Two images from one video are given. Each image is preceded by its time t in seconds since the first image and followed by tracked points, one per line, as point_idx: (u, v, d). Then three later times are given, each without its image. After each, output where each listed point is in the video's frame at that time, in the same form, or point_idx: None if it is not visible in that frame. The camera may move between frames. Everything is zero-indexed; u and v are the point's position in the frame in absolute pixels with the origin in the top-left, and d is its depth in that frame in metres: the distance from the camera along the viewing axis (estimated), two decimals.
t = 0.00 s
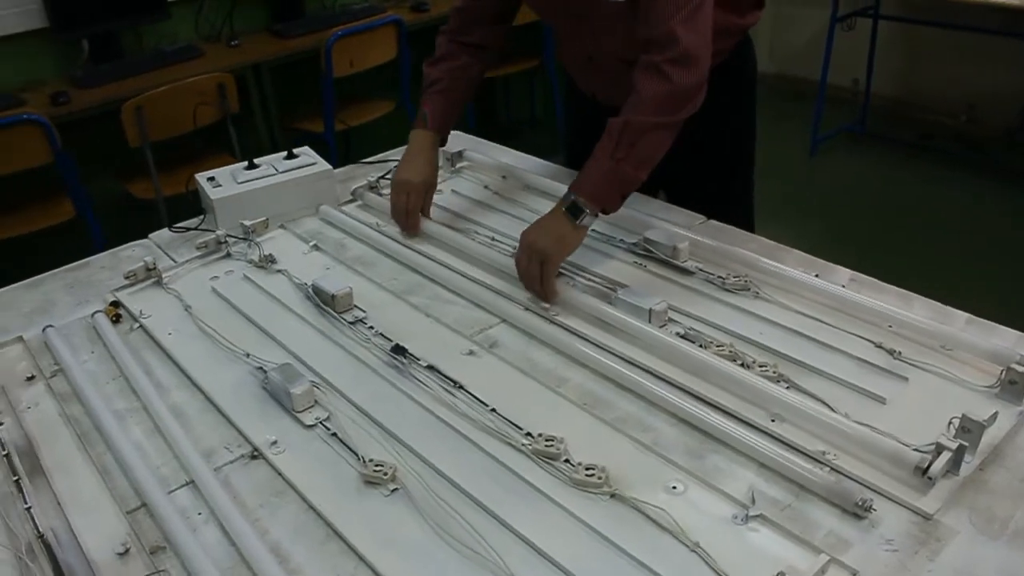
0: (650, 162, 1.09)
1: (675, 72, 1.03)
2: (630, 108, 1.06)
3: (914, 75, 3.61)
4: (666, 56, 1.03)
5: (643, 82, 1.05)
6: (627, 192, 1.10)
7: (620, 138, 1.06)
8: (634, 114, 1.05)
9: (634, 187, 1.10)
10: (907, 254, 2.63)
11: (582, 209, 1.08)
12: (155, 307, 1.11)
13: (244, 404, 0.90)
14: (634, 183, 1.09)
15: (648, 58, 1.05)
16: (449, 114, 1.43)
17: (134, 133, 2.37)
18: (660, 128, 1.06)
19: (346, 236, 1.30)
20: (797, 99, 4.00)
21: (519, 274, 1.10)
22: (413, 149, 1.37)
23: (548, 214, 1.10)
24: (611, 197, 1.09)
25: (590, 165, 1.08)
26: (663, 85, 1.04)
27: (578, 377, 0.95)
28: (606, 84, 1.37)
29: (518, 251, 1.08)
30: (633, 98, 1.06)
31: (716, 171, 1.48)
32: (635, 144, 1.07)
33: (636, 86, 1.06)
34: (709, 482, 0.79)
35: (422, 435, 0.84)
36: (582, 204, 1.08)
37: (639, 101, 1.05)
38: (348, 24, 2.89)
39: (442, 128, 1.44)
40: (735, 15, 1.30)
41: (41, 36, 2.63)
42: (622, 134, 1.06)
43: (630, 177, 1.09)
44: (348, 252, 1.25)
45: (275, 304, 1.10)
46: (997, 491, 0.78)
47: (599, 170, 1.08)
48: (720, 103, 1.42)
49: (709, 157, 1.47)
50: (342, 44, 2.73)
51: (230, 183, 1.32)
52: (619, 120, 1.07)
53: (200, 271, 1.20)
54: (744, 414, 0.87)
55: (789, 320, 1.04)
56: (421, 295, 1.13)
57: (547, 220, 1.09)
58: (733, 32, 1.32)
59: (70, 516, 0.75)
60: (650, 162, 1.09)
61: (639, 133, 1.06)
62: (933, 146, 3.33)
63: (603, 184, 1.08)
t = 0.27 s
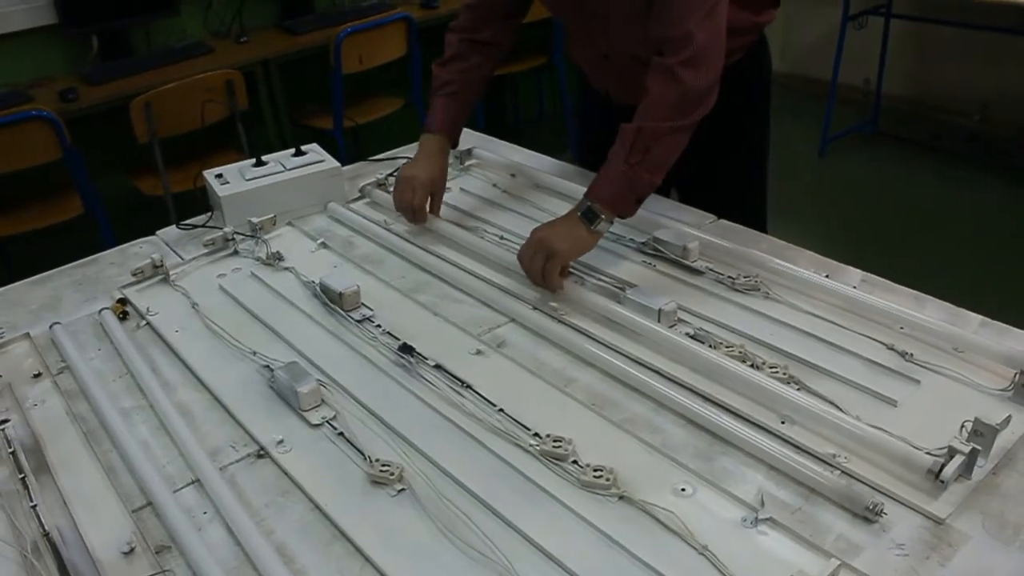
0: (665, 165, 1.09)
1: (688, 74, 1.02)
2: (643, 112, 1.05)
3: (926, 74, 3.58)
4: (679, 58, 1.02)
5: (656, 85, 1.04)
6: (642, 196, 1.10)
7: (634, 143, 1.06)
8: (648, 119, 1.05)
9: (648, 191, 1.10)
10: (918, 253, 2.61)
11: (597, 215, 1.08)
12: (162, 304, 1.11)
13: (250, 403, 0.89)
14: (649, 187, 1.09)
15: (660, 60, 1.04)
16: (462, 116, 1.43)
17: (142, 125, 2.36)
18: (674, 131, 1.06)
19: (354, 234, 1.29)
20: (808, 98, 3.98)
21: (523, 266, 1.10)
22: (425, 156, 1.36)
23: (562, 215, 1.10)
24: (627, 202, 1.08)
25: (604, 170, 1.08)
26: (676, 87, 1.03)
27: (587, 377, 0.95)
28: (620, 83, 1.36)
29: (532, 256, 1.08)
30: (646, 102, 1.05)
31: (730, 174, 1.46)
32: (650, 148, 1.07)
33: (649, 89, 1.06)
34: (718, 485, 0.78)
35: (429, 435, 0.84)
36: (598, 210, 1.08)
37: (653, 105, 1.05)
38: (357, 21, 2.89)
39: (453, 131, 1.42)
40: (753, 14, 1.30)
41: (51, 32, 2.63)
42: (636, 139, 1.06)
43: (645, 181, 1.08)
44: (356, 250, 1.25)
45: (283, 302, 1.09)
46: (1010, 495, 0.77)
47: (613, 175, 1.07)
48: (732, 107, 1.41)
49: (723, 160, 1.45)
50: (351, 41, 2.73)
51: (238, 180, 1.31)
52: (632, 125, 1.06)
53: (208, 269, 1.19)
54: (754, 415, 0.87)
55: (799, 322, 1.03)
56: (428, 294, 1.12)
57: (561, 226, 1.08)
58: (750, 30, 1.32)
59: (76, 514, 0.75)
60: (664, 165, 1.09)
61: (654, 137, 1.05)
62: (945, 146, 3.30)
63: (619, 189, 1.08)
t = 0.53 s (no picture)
0: (675, 160, 1.06)
1: (703, 69, 1.00)
2: (657, 104, 1.03)
3: (933, 67, 3.56)
4: (695, 53, 1.00)
5: (670, 79, 1.02)
6: (650, 190, 1.07)
7: (647, 136, 1.03)
8: (661, 111, 1.02)
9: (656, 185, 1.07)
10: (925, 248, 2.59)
11: (605, 208, 1.05)
12: (165, 299, 1.10)
13: (254, 399, 0.89)
14: (657, 181, 1.07)
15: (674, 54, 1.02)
16: (467, 108, 1.42)
17: (145, 122, 2.37)
18: (687, 126, 1.04)
19: (358, 229, 1.28)
20: (813, 91, 3.95)
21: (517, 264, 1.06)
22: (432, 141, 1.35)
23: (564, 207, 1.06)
24: (635, 195, 1.06)
25: (613, 161, 1.05)
26: (691, 81, 1.01)
27: (592, 373, 0.94)
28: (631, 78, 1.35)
29: (533, 252, 1.04)
30: (659, 94, 1.03)
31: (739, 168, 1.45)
32: (662, 141, 1.04)
33: (662, 82, 1.03)
34: (725, 482, 0.77)
35: (434, 430, 0.83)
36: (606, 203, 1.05)
37: (667, 97, 1.02)
38: (361, 14, 2.87)
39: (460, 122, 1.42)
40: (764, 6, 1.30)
41: (54, 26, 2.63)
42: (649, 131, 1.03)
43: (654, 176, 1.06)
44: (360, 245, 1.24)
45: (286, 297, 1.09)
46: (1021, 492, 0.76)
47: (623, 168, 1.04)
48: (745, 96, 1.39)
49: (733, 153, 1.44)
50: (355, 34, 2.71)
51: (241, 174, 1.31)
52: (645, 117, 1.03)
53: (211, 263, 1.19)
54: (760, 411, 0.86)
55: (807, 317, 1.02)
56: (433, 289, 1.12)
57: (565, 219, 1.04)
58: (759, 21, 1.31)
59: (78, 511, 0.75)
60: (674, 159, 1.06)
61: (668, 130, 1.03)
62: (952, 139, 3.28)
63: (629, 183, 1.05)
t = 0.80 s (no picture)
0: (658, 160, 1.01)
1: (674, 62, 0.95)
2: (631, 106, 0.97)
3: (934, 61, 3.54)
4: (664, 46, 0.95)
5: (641, 76, 0.96)
6: (639, 193, 1.02)
7: (624, 140, 0.98)
8: (636, 112, 0.97)
9: (642, 190, 1.02)
10: (927, 243, 2.58)
11: (592, 225, 1.00)
12: (165, 297, 1.10)
13: (254, 398, 0.89)
14: (642, 186, 1.01)
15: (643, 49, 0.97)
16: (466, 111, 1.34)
17: (145, 120, 2.36)
18: (663, 124, 0.98)
19: (358, 226, 1.28)
20: (814, 86, 3.94)
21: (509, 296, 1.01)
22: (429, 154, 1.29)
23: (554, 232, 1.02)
24: (620, 203, 1.01)
25: (594, 173, 1.00)
26: (661, 76, 0.96)
27: (594, 370, 0.94)
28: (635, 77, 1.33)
29: (526, 284, 0.99)
30: (632, 93, 0.97)
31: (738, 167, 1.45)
32: (641, 144, 0.99)
33: (631, 80, 0.98)
34: (729, 479, 0.77)
35: (436, 428, 0.83)
36: (591, 217, 1.00)
37: (639, 96, 0.97)
38: (360, 10, 2.86)
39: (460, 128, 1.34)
40: None
41: (52, 23, 2.62)
42: (626, 136, 0.98)
43: (638, 180, 1.01)
44: (360, 242, 1.23)
45: (286, 295, 1.08)
46: None
47: (604, 177, 1.00)
48: (743, 98, 1.39)
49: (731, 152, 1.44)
50: (354, 30, 2.70)
51: (240, 171, 1.30)
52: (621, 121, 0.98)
53: (211, 261, 1.18)
54: (764, 408, 0.85)
55: (810, 313, 1.02)
56: (433, 286, 1.11)
57: (554, 244, 1.00)
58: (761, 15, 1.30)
59: (79, 511, 0.75)
60: (658, 159, 1.01)
61: (644, 132, 0.97)
62: (954, 134, 3.27)
63: (613, 191, 1.00)
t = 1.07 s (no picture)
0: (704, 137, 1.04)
1: (739, 48, 0.98)
2: (692, 82, 1.00)
3: (934, 59, 3.54)
4: (729, 30, 0.98)
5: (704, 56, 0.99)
6: (677, 166, 1.06)
7: (678, 115, 1.01)
8: (695, 90, 1.00)
9: (681, 163, 1.06)
10: (928, 241, 2.58)
11: (624, 177, 1.03)
12: (164, 295, 1.09)
13: (254, 397, 0.88)
14: (683, 159, 1.05)
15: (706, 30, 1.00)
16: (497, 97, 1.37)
17: (145, 118, 2.36)
18: (718, 104, 1.01)
19: (357, 224, 1.28)
20: (814, 84, 3.94)
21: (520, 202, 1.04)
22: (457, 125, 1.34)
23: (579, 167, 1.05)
24: (660, 169, 1.04)
25: (642, 139, 1.03)
26: (725, 58, 0.99)
27: (594, 369, 0.93)
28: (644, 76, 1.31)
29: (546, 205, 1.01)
30: (693, 70, 1.00)
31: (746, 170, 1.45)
32: (692, 120, 1.02)
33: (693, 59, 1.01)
34: (730, 478, 0.76)
35: (436, 427, 0.83)
36: (628, 175, 1.03)
37: (700, 74, 0.99)
38: (360, 8, 2.86)
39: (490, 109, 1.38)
40: None
41: (51, 21, 2.61)
42: (682, 111, 1.01)
43: (682, 154, 1.04)
44: (360, 240, 1.23)
45: (286, 293, 1.08)
46: None
47: (652, 144, 1.02)
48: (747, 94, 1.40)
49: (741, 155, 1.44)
50: (354, 27, 2.70)
51: (240, 169, 1.30)
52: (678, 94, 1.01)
53: (211, 259, 1.18)
54: (765, 406, 0.85)
55: (811, 311, 1.02)
56: (433, 285, 1.11)
57: (579, 177, 1.03)
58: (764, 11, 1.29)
59: (79, 510, 0.74)
60: (705, 137, 1.04)
61: (698, 107, 1.00)
62: (954, 131, 3.26)
63: (656, 159, 1.03)
